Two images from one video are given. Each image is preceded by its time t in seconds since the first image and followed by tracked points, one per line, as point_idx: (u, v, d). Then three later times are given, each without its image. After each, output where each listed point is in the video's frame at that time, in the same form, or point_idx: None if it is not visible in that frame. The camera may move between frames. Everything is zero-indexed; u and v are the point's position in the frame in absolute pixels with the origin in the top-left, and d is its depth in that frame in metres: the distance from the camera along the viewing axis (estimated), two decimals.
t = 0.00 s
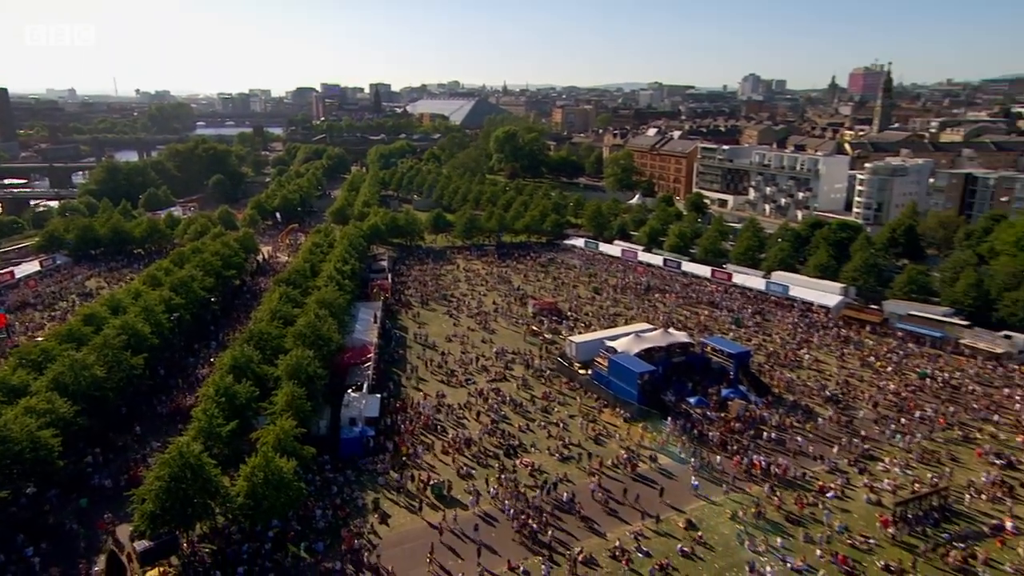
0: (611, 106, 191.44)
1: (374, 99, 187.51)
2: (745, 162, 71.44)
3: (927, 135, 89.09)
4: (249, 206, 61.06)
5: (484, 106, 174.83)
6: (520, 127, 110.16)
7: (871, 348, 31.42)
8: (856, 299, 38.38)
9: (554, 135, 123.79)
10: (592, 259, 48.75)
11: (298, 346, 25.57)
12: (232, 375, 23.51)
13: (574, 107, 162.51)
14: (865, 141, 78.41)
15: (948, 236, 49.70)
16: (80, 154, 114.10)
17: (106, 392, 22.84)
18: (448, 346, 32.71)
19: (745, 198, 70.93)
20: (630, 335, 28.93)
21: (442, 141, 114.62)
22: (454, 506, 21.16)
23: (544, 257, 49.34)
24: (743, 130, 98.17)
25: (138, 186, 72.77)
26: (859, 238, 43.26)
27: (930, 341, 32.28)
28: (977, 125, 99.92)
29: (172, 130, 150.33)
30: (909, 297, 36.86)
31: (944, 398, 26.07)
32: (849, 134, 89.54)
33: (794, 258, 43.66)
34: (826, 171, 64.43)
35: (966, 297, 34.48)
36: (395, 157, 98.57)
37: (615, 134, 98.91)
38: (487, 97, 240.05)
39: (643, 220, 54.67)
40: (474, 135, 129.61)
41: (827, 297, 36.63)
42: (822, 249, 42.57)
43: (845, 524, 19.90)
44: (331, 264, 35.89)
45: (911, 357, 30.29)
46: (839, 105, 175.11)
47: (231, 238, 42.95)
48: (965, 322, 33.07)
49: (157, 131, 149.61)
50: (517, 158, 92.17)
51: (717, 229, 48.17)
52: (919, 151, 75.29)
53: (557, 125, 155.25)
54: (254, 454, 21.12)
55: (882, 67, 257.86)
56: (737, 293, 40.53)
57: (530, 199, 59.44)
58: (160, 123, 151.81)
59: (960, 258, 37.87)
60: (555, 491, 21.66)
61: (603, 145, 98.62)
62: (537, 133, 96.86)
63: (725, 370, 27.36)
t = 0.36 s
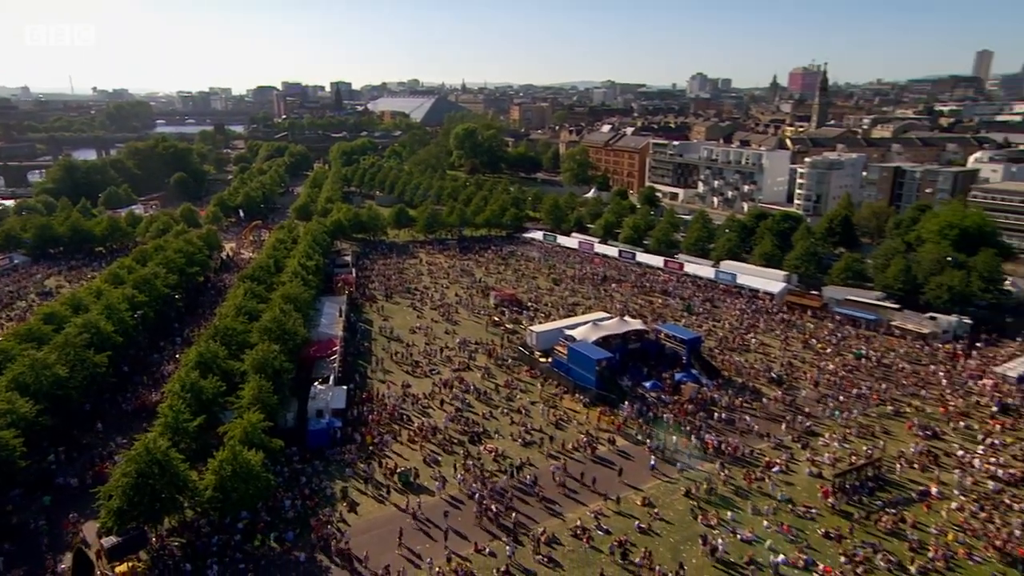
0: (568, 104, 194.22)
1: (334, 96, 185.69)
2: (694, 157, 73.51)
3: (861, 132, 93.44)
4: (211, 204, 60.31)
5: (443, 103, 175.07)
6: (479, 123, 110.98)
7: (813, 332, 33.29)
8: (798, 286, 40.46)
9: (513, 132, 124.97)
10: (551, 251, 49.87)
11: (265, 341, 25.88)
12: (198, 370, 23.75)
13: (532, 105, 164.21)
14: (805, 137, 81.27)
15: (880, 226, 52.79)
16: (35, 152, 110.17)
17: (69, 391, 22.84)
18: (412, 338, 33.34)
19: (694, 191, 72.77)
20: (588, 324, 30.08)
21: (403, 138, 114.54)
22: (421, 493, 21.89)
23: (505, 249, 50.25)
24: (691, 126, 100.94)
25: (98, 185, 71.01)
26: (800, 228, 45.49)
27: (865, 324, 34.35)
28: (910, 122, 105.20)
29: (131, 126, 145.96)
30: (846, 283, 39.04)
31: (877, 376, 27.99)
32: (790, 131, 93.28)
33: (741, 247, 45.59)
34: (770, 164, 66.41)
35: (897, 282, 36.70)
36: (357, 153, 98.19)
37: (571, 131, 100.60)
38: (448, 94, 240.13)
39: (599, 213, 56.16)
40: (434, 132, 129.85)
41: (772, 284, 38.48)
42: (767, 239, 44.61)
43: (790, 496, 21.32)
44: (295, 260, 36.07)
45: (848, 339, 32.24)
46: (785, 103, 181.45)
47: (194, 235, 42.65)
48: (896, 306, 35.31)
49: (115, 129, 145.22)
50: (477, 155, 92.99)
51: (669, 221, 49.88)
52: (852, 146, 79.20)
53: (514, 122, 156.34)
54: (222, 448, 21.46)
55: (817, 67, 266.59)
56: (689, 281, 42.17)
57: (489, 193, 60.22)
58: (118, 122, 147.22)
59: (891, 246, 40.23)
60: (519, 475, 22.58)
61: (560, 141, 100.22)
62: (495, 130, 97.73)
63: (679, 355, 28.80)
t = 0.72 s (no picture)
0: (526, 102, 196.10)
1: (294, 95, 182.67)
2: (645, 154, 75.69)
3: (802, 131, 97.56)
4: (171, 202, 59.26)
5: (404, 102, 174.78)
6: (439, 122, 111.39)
7: (760, 318, 35.06)
8: (745, 275, 42.38)
9: (473, 130, 125.61)
10: (512, 246, 50.83)
11: (229, 338, 26.09)
12: (163, 368, 23.89)
13: (491, 103, 165.29)
14: (748, 134, 84.34)
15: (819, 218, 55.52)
16: None
17: (30, 392, 22.69)
18: (377, 331, 33.84)
19: (646, 185, 74.91)
20: (547, 315, 31.12)
21: (365, 136, 113.98)
22: (388, 482, 22.53)
23: (466, 244, 51.00)
24: (643, 125, 103.62)
25: (55, 185, 68.91)
26: (745, 221, 47.59)
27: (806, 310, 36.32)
28: (848, 122, 110.27)
29: (86, 125, 141.12)
30: (789, 271, 41.11)
31: (817, 359, 29.81)
32: (733, 128, 96.67)
33: (691, 239, 47.36)
34: (717, 160, 69.04)
35: (834, 270, 38.82)
36: (319, 151, 97.35)
37: (528, 129, 101.89)
38: (409, 93, 239.43)
39: (557, 208, 57.46)
40: (395, 130, 129.45)
41: (721, 274, 40.21)
42: (716, 231, 46.52)
43: (740, 473, 22.67)
44: (259, 257, 36.10)
45: (791, 324, 34.11)
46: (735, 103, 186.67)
47: (155, 235, 42.15)
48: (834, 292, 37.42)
49: (70, 129, 140.28)
50: (437, 153, 93.40)
51: (624, 215, 51.41)
52: (792, 143, 82.78)
53: (473, 120, 157.03)
54: (189, 444, 21.71)
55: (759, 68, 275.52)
56: (643, 272, 43.69)
57: (449, 190, 60.86)
58: (74, 121, 142.09)
59: (829, 236, 42.48)
60: (484, 462, 23.40)
61: (517, 138, 101.38)
62: (454, 128, 98.23)
63: (634, 343, 30.18)
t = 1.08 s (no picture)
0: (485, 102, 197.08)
1: (254, 95, 178.81)
2: (600, 151, 77.49)
3: (749, 129, 101.12)
4: (130, 203, 57.85)
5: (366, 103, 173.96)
6: (400, 121, 111.14)
7: (710, 307, 36.76)
8: (696, 266, 44.14)
9: (434, 129, 125.88)
10: (473, 241, 51.54)
11: (194, 337, 26.18)
12: (125, 369, 23.90)
13: (451, 103, 165.56)
14: (697, 133, 87.13)
15: (763, 211, 57.92)
16: None
17: None
18: (342, 327, 34.20)
19: (601, 182, 76.79)
20: (508, 308, 32.05)
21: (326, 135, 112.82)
22: (356, 474, 23.07)
23: (428, 241, 51.49)
24: (599, 123, 105.76)
25: (5, 185, 66.32)
26: (695, 215, 49.47)
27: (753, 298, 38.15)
28: (791, 120, 114.85)
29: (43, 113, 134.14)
30: (737, 262, 43.06)
31: (763, 345, 31.56)
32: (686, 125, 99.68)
33: (645, 233, 48.94)
34: (668, 157, 70.94)
35: (778, 260, 40.71)
36: (282, 151, 95.75)
37: (488, 127, 102.74)
38: (369, 93, 237.54)
39: (516, 205, 58.48)
40: (356, 130, 128.50)
41: (674, 265, 41.81)
42: (668, 225, 48.23)
43: (693, 453, 24.00)
44: (221, 256, 35.97)
45: (739, 312, 35.89)
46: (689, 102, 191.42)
47: (114, 235, 41.37)
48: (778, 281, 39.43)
49: (20, 129, 134.17)
50: (399, 151, 93.13)
51: (580, 210, 52.73)
52: (738, 141, 86.09)
53: (433, 119, 157.06)
54: (154, 444, 21.83)
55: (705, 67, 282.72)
56: (601, 265, 45.03)
57: (410, 188, 61.21)
58: (26, 121, 135.73)
59: (772, 229, 44.52)
60: (449, 451, 24.18)
61: (477, 136, 102.05)
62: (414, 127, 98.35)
63: (592, 333, 31.38)
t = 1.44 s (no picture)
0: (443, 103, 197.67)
1: (212, 96, 174.69)
2: (556, 150, 78.93)
3: (698, 127, 104.57)
4: (86, 205, 56.16)
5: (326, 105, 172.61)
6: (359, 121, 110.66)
7: (664, 298, 38.29)
8: (649, 260, 45.77)
9: (394, 130, 125.49)
10: (434, 239, 52.04)
11: (155, 339, 26.11)
12: (85, 373, 23.72)
13: (410, 104, 165.39)
14: (648, 132, 89.76)
15: (710, 206, 60.25)
16: None
17: None
18: (306, 326, 34.36)
19: (558, 179, 78.30)
20: (470, 303, 32.83)
21: (286, 136, 111.36)
22: (323, 470, 23.51)
23: (390, 239, 51.76)
24: (556, 123, 107.68)
25: None
26: (648, 211, 51.18)
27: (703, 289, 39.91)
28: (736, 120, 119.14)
29: (1, 107, 127.66)
30: (687, 255, 44.87)
31: (713, 333, 33.18)
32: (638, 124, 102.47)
33: (600, 228, 50.35)
34: (621, 155, 72.79)
35: (725, 252, 42.50)
36: (241, 153, 94.22)
37: (447, 127, 103.30)
38: (327, 93, 234.88)
39: (476, 203, 59.24)
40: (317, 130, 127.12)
41: (628, 259, 43.28)
42: (622, 220, 49.79)
43: (649, 438, 25.22)
44: (182, 257, 35.65)
45: (689, 303, 37.54)
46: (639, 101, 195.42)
47: (69, 238, 40.39)
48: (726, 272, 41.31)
49: None
50: (359, 152, 92.45)
51: (538, 207, 53.82)
52: (686, 139, 89.22)
53: (392, 120, 156.71)
54: (116, 447, 21.77)
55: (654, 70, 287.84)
56: (560, 260, 46.20)
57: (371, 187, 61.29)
58: None
59: (720, 223, 46.48)
60: (416, 444, 24.82)
61: (437, 136, 102.47)
62: (374, 128, 98.15)
63: (551, 326, 32.46)
